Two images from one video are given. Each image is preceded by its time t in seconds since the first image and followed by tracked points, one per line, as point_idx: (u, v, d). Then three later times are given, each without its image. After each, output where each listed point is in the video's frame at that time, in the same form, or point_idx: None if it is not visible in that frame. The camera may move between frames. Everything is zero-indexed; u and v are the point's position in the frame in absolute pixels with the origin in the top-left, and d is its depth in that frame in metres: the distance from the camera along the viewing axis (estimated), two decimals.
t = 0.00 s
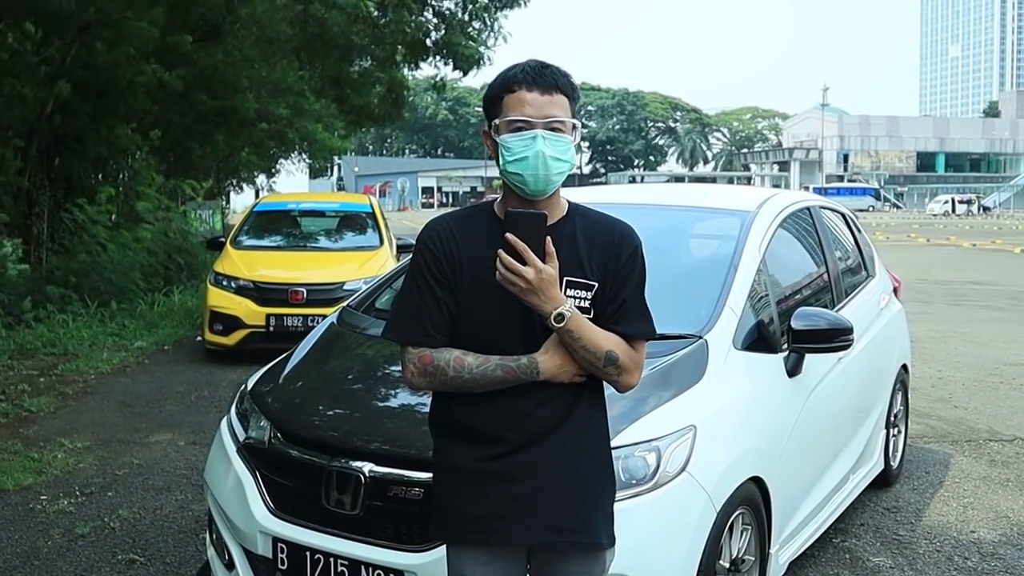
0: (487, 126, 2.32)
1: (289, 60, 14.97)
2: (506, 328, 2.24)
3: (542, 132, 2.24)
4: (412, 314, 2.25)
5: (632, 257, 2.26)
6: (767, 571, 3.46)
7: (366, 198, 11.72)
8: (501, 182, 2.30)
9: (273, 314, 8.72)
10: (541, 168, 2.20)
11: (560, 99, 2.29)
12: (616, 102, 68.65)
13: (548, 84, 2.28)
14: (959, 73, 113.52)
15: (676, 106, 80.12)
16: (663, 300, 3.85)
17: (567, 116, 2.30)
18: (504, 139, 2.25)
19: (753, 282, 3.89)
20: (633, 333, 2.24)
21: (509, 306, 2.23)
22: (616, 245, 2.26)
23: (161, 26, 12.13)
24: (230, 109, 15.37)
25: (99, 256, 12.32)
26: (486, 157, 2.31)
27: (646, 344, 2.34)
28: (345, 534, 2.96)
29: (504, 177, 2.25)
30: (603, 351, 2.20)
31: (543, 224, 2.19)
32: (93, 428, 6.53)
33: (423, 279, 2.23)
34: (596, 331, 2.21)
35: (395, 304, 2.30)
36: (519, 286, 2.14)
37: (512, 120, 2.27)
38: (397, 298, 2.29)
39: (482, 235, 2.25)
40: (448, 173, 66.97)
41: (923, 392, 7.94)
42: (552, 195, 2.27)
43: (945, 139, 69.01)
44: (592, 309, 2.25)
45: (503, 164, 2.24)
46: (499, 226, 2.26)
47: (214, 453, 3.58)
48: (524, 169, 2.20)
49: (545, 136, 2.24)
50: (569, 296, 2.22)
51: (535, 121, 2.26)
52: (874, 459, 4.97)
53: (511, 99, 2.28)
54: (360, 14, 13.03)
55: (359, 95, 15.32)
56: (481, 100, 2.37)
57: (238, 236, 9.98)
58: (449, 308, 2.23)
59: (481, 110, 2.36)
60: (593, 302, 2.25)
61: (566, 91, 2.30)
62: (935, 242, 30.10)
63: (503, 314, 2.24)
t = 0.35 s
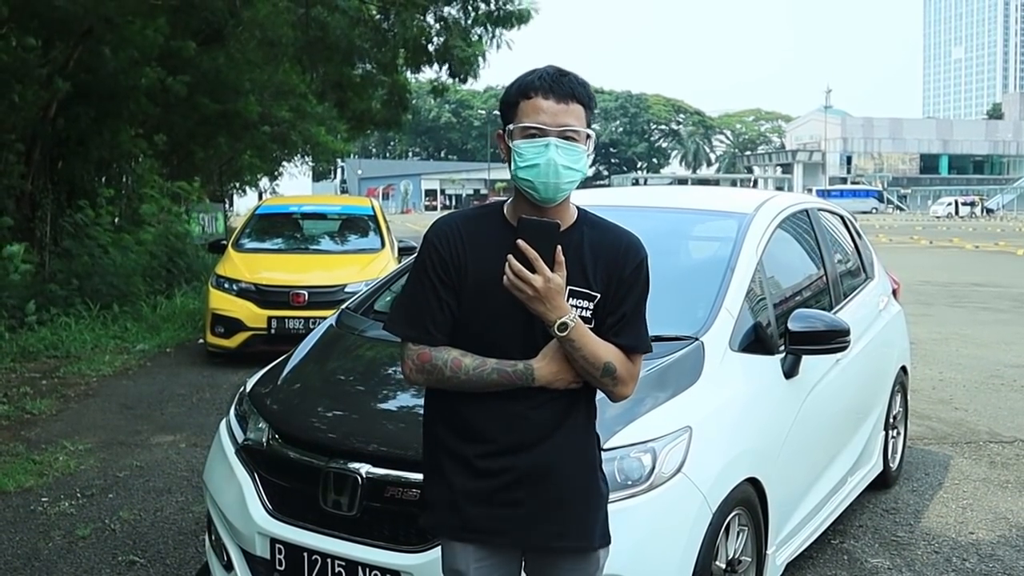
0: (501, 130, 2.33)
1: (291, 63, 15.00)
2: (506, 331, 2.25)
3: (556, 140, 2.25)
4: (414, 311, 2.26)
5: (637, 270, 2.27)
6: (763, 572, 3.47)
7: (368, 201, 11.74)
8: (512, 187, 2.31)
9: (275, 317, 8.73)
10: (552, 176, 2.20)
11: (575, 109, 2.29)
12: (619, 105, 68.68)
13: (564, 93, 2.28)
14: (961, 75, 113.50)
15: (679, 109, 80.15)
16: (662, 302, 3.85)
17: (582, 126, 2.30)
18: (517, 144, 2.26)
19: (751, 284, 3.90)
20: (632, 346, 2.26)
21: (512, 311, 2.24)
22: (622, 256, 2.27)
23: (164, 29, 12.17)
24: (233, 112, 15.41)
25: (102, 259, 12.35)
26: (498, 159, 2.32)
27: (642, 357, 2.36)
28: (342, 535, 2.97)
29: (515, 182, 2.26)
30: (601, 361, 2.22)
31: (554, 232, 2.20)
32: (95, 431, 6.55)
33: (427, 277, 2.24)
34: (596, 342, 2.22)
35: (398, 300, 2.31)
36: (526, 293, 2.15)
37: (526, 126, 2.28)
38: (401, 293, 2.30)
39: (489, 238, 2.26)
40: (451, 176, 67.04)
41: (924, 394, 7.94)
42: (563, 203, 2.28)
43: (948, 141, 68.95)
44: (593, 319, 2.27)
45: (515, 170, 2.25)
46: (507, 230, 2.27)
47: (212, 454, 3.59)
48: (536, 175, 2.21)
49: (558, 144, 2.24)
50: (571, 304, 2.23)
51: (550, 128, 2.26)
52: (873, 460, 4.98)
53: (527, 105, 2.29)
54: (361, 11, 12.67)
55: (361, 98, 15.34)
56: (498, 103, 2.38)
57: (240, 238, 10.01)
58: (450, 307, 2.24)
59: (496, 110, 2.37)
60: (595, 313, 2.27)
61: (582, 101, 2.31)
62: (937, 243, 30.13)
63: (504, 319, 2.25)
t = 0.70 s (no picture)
0: (495, 128, 2.34)
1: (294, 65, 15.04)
2: (506, 329, 2.26)
3: (550, 135, 2.26)
4: (415, 312, 2.27)
5: (636, 264, 2.27)
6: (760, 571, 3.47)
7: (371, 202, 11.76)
8: (509, 184, 2.32)
9: (277, 318, 8.75)
10: (547, 170, 2.21)
11: (568, 104, 2.30)
12: (623, 106, 68.69)
13: (556, 88, 2.29)
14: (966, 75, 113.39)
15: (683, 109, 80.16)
16: (661, 302, 3.86)
17: (575, 120, 2.31)
18: (511, 140, 2.27)
19: (748, 284, 3.90)
20: (634, 340, 2.26)
21: (511, 308, 2.25)
22: (621, 251, 2.27)
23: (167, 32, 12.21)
24: (237, 114, 15.45)
25: (105, 261, 12.38)
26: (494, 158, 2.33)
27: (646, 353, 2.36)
28: (339, 535, 2.98)
29: (511, 178, 2.27)
30: (603, 354, 2.22)
31: (550, 225, 2.21)
32: (97, 432, 6.57)
33: (427, 278, 2.25)
34: (596, 336, 2.22)
35: (400, 301, 2.32)
36: (524, 285, 2.15)
37: (520, 122, 2.29)
38: (402, 295, 2.31)
39: (487, 238, 2.26)
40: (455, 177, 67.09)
41: (925, 394, 7.94)
42: (559, 198, 2.29)
43: (952, 141, 68.84)
44: (594, 314, 2.27)
45: (510, 166, 2.26)
46: (505, 228, 2.28)
47: (210, 455, 3.61)
48: (530, 169, 2.22)
49: (552, 138, 2.25)
50: (571, 299, 2.23)
51: (543, 123, 2.27)
52: (873, 460, 4.98)
53: (520, 101, 2.30)
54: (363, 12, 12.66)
55: (364, 100, 15.38)
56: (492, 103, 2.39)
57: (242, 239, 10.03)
58: (450, 307, 2.25)
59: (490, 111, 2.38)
60: (596, 307, 2.27)
61: (575, 97, 2.32)
62: (941, 244, 30.08)
63: (505, 318, 2.26)
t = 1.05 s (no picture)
0: (489, 128, 2.35)
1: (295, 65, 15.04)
2: (501, 331, 2.26)
3: (540, 136, 2.26)
4: (412, 314, 2.27)
5: (631, 264, 2.26)
6: (757, 570, 3.47)
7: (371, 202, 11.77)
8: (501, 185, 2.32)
9: (277, 318, 8.76)
10: (535, 172, 2.21)
11: (562, 107, 2.30)
12: (626, 105, 68.67)
13: (550, 89, 2.29)
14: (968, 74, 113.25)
15: (685, 109, 80.14)
16: (658, 302, 3.85)
17: (569, 123, 2.31)
18: (502, 140, 2.27)
19: (744, 284, 3.91)
20: (628, 340, 2.24)
21: (505, 310, 2.25)
22: (615, 250, 2.25)
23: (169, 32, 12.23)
24: (238, 114, 15.46)
25: (106, 261, 12.39)
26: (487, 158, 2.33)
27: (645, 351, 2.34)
28: (334, 534, 2.98)
29: (502, 179, 2.27)
30: (596, 356, 2.21)
31: (538, 228, 2.21)
32: (96, 432, 6.58)
33: (422, 281, 2.25)
34: (589, 337, 2.21)
35: (396, 305, 2.32)
36: (512, 289, 2.17)
37: (511, 122, 2.29)
38: (399, 297, 2.31)
39: (482, 240, 2.26)
40: (457, 177, 67.07)
41: (926, 393, 7.93)
42: (553, 199, 2.27)
43: (955, 140, 68.76)
44: (588, 314, 2.26)
45: (500, 166, 2.26)
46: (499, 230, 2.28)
47: (208, 455, 3.61)
48: (520, 171, 2.22)
49: (543, 140, 2.25)
50: (564, 300, 2.23)
51: (535, 125, 2.27)
52: (871, 459, 4.97)
53: (514, 101, 2.30)
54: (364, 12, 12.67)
55: (365, 100, 15.38)
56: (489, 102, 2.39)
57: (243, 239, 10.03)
58: (446, 311, 2.26)
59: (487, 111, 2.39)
60: (590, 307, 2.26)
61: (570, 100, 2.31)
62: (943, 243, 30.04)
63: (500, 320, 2.26)
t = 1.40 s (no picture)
0: (498, 121, 2.34)
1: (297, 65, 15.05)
2: (499, 332, 2.26)
3: (548, 131, 2.25)
4: (412, 310, 2.27)
5: (632, 269, 2.25)
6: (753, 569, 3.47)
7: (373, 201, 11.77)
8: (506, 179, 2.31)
9: (278, 316, 8.76)
10: (539, 166, 2.20)
11: (572, 106, 2.29)
12: (628, 103, 68.63)
13: (560, 86, 2.28)
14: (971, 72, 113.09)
15: (688, 107, 80.08)
16: (656, 300, 3.85)
17: (576, 121, 2.30)
18: (509, 133, 2.27)
19: (742, 282, 3.90)
20: (628, 346, 2.23)
21: (504, 312, 2.25)
22: (616, 255, 2.25)
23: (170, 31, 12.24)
24: (240, 113, 15.46)
25: (107, 260, 12.40)
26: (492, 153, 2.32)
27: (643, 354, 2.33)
28: (330, 532, 2.99)
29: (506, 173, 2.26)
30: (595, 361, 2.20)
31: (542, 233, 2.20)
32: (96, 430, 6.59)
33: (423, 278, 2.25)
34: (588, 342, 2.20)
35: (396, 298, 2.32)
36: (515, 294, 2.16)
37: (519, 115, 2.28)
38: (399, 293, 2.31)
39: (483, 239, 2.26)
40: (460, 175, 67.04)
41: (925, 391, 7.92)
42: (556, 200, 2.26)
43: (958, 138, 68.65)
44: (587, 318, 2.26)
45: (505, 159, 2.25)
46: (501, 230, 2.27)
47: (205, 453, 3.61)
48: (524, 164, 2.20)
49: (549, 135, 2.24)
50: (564, 304, 2.22)
51: (544, 119, 2.26)
52: (870, 458, 4.97)
53: (522, 95, 2.29)
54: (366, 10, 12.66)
55: (367, 99, 15.38)
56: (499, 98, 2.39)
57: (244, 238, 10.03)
58: (445, 309, 2.25)
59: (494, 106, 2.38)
60: (589, 312, 2.25)
61: (580, 100, 2.32)
62: (946, 241, 30.07)
63: (499, 320, 2.25)
